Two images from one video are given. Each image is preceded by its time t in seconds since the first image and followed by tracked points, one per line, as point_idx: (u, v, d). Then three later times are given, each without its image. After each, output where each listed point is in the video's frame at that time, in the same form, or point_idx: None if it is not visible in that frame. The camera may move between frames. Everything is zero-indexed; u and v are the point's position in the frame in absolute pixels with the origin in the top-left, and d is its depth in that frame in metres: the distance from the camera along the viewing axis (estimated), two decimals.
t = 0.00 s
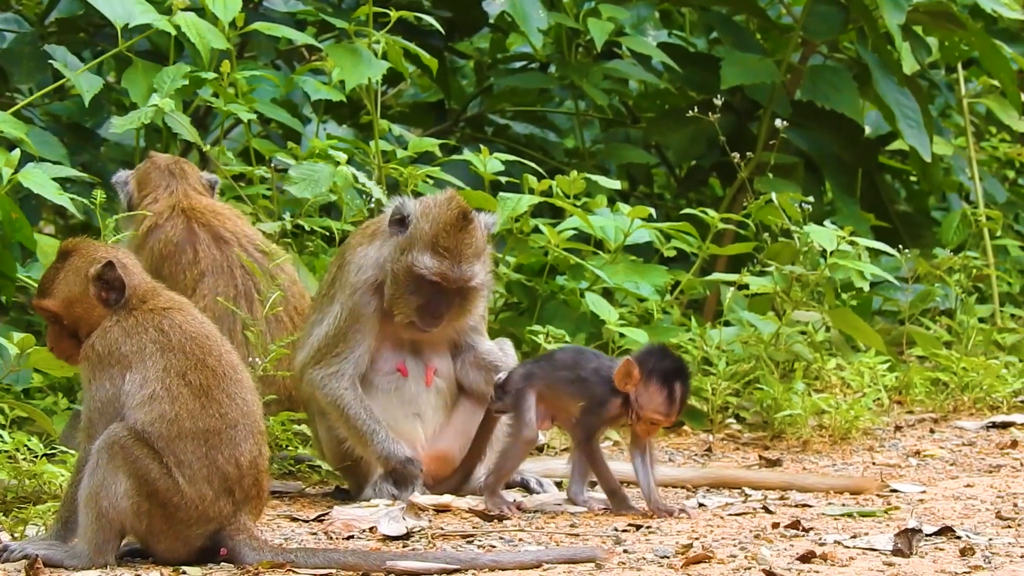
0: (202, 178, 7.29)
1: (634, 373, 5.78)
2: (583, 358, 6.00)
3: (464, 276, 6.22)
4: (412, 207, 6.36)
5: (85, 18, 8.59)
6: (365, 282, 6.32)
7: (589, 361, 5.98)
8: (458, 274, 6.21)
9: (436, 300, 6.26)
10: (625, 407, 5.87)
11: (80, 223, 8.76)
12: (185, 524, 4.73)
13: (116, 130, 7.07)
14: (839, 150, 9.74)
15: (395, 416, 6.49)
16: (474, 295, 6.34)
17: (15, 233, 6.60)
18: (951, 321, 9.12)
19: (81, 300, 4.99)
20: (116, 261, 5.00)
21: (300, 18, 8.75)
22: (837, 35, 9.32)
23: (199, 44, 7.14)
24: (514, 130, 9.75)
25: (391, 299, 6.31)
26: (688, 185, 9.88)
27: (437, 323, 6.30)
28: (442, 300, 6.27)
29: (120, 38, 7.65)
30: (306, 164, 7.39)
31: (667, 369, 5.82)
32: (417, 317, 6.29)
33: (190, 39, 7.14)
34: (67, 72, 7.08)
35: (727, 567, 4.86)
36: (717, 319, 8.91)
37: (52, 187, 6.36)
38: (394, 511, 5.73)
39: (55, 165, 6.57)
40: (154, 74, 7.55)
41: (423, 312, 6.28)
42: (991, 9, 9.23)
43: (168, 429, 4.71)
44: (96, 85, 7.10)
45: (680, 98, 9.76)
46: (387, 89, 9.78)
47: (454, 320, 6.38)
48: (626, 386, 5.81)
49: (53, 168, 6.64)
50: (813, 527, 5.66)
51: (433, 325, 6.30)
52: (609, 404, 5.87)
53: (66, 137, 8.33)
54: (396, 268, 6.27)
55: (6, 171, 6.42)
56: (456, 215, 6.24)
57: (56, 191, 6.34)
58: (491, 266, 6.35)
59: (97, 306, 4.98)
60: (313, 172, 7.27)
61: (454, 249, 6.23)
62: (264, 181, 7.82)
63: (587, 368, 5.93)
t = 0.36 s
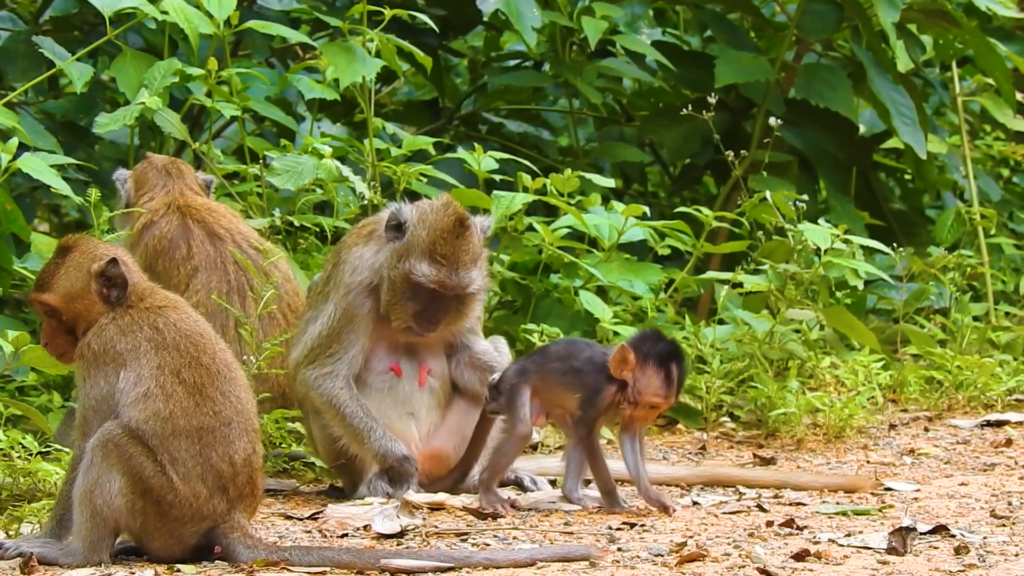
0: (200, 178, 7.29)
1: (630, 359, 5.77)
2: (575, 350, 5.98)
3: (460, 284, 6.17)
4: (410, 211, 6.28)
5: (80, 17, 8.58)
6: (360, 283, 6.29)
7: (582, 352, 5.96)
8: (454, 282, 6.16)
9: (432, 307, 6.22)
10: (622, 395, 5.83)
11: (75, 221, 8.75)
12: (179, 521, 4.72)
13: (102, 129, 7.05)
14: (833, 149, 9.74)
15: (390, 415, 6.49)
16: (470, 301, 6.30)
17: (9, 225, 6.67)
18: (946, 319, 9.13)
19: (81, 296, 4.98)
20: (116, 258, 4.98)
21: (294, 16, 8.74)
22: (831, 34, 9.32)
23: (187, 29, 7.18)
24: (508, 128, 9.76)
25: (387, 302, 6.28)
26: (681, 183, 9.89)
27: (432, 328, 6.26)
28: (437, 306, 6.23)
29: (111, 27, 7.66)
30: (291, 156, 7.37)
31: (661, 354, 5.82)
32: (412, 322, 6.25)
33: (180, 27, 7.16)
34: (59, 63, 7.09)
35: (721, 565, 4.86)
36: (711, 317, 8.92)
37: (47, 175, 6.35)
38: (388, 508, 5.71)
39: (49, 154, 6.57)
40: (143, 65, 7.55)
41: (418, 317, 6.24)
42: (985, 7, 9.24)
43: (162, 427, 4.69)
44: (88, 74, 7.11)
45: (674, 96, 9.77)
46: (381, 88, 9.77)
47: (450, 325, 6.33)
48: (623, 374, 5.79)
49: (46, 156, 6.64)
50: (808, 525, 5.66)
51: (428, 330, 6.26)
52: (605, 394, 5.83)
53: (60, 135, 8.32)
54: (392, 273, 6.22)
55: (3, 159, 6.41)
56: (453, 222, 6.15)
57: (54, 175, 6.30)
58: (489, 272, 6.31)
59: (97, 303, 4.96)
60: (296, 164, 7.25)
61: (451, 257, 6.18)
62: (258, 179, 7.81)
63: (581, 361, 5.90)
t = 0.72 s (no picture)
0: (198, 175, 7.31)
1: (601, 357, 5.91)
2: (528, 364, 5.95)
3: (458, 298, 6.16)
4: (410, 223, 6.24)
5: (78, 14, 8.57)
6: (358, 286, 6.28)
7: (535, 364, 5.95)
8: (452, 297, 6.16)
9: (431, 318, 6.21)
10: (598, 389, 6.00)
11: (73, 218, 8.74)
12: (177, 519, 4.72)
13: (107, 127, 7.04)
14: (832, 145, 9.74)
15: (386, 412, 6.49)
16: (468, 312, 6.29)
17: (8, 223, 6.67)
18: (945, 316, 9.13)
19: (79, 291, 4.98)
20: (115, 256, 4.97)
21: (292, 13, 8.74)
22: (830, 30, 9.31)
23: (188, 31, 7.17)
24: (506, 125, 9.75)
25: (384, 309, 6.27)
26: (680, 180, 9.90)
27: (430, 338, 6.25)
28: (436, 318, 6.21)
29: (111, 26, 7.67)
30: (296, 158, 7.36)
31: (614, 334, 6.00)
32: (410, 331, 6.24)
33: (178, 26, 7.15)
34: (58, 62, 7.11)
35: (719, 562, 4.86)
36: (710, 314, 8.92)
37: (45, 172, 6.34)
38: (387, 506, 5.70)
39: (48, 151, 6.56)
40: (143, 63, 7.55)
41: (416, 327, 6.23)
42: (983, 3, 9.23)
43: (160, 425, 4.69)
44: (86, 72, 7.12)
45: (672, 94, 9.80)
46: (379, 85, 9.76)
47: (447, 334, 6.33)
48: (597, 374, 5.93)
49: (45, 155, 6.63)
50: (806, 522, 5.66)
51: (426, 339, 6.25)
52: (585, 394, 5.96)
53: (59, 133, 8.32)
54: (390, 281, 6.21)
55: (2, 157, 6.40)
56: (453, 238, 6.15)
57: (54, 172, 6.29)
58: (487, 284, 6.31)
59: (94, 300, 4.95)
60: (302, 167, 7.24)
61: (451, 272, 6.17)
62: (256, 176, 7.81)
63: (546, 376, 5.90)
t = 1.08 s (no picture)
0: (201, 172, 7.27)
1: (556, 355, 5.97)
2: (487, 375, 5.97)
3: (455, 273, 6.12)
4: (403, 206, 6.23)
5: (79, 12, 8.57)
6: (357, 280, 6.28)
7: (492, 373, 5.96)
8: (449, 272, 6.11)
9: (430, 301, 6.18)
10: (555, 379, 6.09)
11: (74, 216, 8.74)
12: (179, 517, 4.71)
13: (103, 126, 7.04)
14: (832, 142, 9.74)
15: (385, 410, 6.50)
16: (468, 290, 6.23)
17: (8, 221, 6.66)
18: (946, 313, 9.12)
19: (72, 284, 4.99)
20: (113, 254, 4.98)
21: (292, 11, 8.73)
22: (831, 28, 9.30)
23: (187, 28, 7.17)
24: (507, 123, 9.75)
25: (384, 298, 6.26)
26: (681, 178, 9.89)
27: (431, 321, 6.20)
28: (435, 300, 6.18)
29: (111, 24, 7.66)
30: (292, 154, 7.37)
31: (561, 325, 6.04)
32: (410, 317, 6.21)
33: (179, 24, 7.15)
34: (58, 60, 7.10)
35: (720, 560, 4.86)
36: (710, 311, 8.91)
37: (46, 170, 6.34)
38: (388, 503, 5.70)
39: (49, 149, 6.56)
40: (143, 61, 7.55)
41: (417, 312, 6.20)
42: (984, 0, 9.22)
43: (160, 423, 4.69)
44: (86, 70, 7.11)
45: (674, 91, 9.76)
46: (380, 82, 9.76)
47: (449, 319, 6.28)
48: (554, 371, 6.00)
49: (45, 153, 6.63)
50: (807, 520, 5.66)
51: (427, 324, 6.21)
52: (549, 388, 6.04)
53: (60, 131, 8.32)
54: (387, 266, 6.19)
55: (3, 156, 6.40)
56: (446, 213, 6.10)
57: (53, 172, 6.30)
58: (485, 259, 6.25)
59: (86, 295, 4.97)
60: (299, 162, 7.25)
61: (446, 248, 6.12)
62: (256, 174, 7.79)
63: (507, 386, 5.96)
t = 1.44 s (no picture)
0: (205, 168, 7.25)
1: (545, 316, 6.08)
2: (478, 356, 6.04)
3: (448, 226, 6.20)
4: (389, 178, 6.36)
5: (79, 9, 8.56)
6: (357, 267, 6.29)
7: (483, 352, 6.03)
8: (442, 226, 6.18)
9: (427, 262, 6.21)
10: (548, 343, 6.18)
11: (74, 213, 8.73)
12: (179, 514, 4.71)
13: (107, 123, 7.04)
14: (832, 138, 9.73)
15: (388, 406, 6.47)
16: (461, 248, 6.31)
17: (9, 218, 6.66)
18: (946, 309, 9.12)
19: (68, 281, 4.98)
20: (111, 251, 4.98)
21: (292, 7, 8.73)
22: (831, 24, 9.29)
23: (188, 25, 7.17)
24: (507, 119, 9.75)
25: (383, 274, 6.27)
26: (681, 174, 9.88)
27: (432, 285, 6.22)
28: (432, 259, 6.22)
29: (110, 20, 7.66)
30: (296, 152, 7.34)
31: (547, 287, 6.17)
32: (410, 283, 6.22)
33: (179, 20, 7.14)
34: (59, 56, 7.09)
35: (721, 556, 4.86)
36: (711, 308, 8.91)
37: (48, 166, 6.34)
38: (388, 500, 5.70)
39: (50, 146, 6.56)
40: (144, 58, 7.54)
41: (416, 276, 6.22)
42: None
43: (159, 419, 4.69)
44: (88, 67, 7.10)
45: (673, 87, 9.75)
46: (380, 79, 9.76)
47: (448, 287, 6.31)
48: (545, 334, 6.09)
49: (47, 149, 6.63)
50: (807, 516, 5.66)
51: (427, 287, 6.22)
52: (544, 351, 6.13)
53: (61, 128, 8.32)
54: (382, 235, 6.24)
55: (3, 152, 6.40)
56: (432, 172, 6.24)
57: (55, 169, 6.30)
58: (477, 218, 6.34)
59: (83, 292, 4.95)
60: (302, 160, 7.22)
61: (436, 205, 6.22)
62: (256, 171, 7.79)
63: (501, 359, 6.03)
